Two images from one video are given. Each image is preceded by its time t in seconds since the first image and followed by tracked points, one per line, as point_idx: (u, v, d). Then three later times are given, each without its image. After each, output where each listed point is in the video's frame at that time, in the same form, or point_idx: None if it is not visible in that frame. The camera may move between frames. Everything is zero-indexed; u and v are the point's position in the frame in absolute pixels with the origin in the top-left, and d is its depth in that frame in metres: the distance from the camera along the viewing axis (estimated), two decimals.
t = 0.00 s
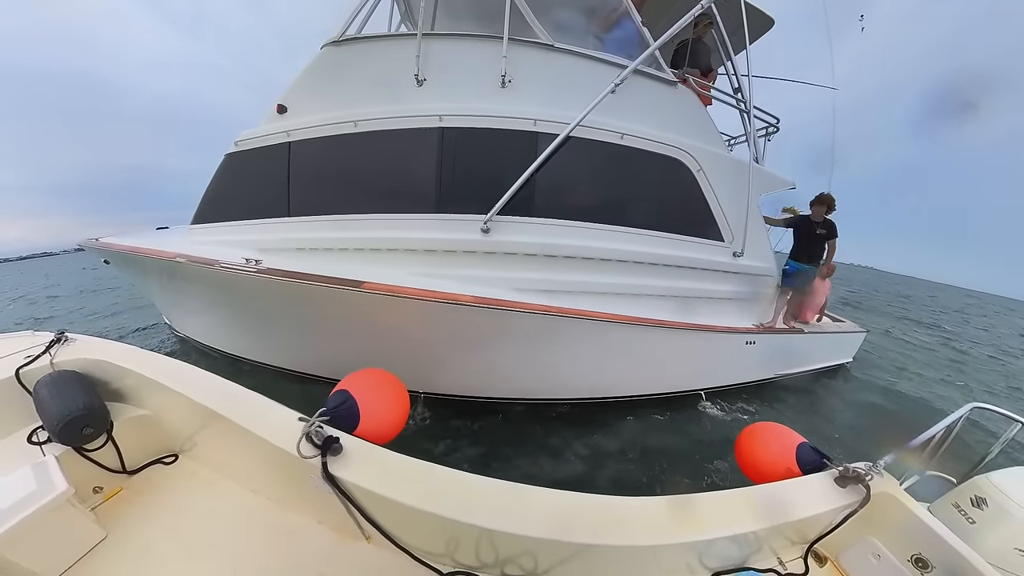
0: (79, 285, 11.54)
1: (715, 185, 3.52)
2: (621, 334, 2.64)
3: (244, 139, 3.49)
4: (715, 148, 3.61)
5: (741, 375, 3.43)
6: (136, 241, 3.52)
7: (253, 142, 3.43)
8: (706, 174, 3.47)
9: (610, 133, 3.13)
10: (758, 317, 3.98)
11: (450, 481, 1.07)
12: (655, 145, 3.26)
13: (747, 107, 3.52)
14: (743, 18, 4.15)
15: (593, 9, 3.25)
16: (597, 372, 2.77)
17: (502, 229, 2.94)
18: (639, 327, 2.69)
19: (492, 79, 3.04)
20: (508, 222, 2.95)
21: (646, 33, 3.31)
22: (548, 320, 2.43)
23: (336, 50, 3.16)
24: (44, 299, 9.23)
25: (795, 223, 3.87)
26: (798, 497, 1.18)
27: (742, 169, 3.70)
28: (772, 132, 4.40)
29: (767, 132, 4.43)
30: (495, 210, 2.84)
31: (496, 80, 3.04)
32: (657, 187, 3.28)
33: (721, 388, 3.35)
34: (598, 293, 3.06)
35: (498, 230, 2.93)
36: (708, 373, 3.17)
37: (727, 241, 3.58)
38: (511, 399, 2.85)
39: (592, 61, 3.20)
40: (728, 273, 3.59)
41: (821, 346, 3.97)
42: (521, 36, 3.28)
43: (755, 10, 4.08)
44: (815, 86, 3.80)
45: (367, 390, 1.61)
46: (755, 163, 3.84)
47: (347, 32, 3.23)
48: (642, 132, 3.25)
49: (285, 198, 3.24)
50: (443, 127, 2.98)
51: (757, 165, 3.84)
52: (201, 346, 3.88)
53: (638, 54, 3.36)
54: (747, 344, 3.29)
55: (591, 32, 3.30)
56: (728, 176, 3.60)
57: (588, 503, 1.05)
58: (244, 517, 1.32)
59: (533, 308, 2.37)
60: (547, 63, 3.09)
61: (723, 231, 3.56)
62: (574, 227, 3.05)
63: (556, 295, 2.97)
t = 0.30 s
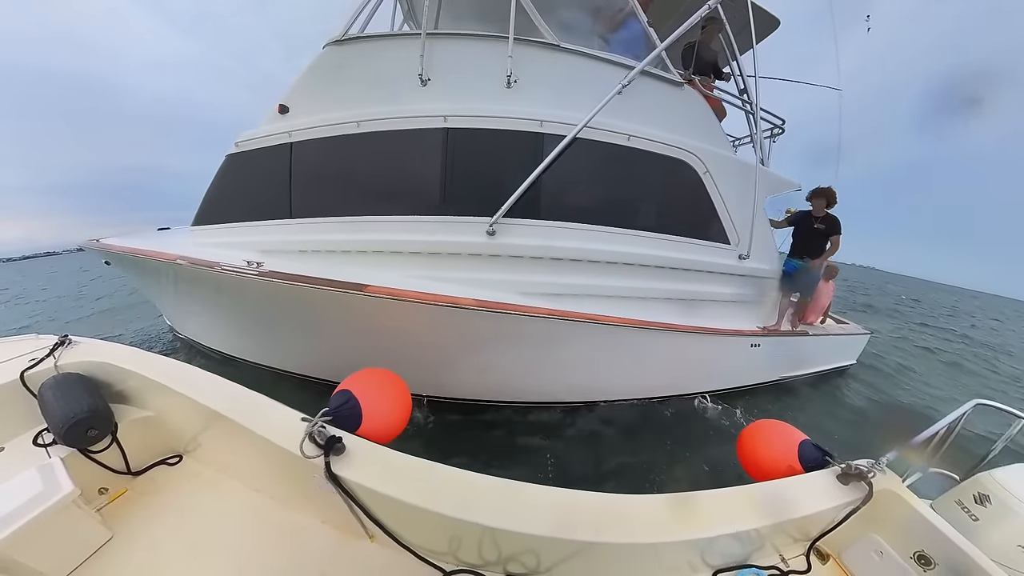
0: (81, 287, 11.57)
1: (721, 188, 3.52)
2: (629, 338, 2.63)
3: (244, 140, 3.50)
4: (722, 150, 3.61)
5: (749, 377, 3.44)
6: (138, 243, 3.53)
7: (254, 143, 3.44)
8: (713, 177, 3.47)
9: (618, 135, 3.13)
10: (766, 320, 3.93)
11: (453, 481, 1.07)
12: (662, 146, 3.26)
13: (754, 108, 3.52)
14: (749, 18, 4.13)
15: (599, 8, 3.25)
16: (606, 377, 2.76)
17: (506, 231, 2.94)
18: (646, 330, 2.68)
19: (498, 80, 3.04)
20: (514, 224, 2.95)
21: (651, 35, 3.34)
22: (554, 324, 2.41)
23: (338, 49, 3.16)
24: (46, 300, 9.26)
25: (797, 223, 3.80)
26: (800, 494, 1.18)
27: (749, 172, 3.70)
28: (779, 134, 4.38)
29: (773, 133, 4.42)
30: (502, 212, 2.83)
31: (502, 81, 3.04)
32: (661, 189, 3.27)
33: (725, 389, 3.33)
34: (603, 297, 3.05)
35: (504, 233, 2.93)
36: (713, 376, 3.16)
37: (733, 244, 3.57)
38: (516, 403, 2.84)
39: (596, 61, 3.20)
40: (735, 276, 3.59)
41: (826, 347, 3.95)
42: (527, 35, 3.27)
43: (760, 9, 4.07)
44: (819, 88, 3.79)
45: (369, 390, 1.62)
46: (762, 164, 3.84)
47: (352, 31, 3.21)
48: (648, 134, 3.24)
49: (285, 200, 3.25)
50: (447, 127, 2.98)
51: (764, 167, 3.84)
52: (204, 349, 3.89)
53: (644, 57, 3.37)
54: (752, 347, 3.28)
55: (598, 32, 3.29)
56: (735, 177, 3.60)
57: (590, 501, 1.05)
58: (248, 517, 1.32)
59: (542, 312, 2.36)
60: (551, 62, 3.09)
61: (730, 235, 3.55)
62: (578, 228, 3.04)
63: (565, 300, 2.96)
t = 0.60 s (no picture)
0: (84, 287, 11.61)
1: (730, 189, 3.51)
2: (638, 341, 2.60)
3: (243, 138, 3.50)
4: (731, 149, 3.60)
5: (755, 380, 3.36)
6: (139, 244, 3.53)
7: (253, 141, 3.44)
8: (723, 177, 3.46)
9: (627, 133, 3.12)
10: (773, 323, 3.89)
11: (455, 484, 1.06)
12: (672, 143, 3.25)
13: (763, 106, 3.50)
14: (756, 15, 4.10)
15: (605, 5, 3.30)
16: (615, 380, 2.73)
17: (512, 231, 2.92)
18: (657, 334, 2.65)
19: (504, 77, 3.03)
20: (520, 224, 2.93)
21: (660, 30, 3.19)
22: (563, 328, 2.37)
23: (338, 44, 3.17)
24: (49, 300, 9.28)
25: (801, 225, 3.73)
26: (804, 495, 1.17)
27: (759, 172, 3.70)
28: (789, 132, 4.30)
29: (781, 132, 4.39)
30: (508, 211, 2.80)
31: (508, 77, 3.03)
32: (669, 189, 3.26)
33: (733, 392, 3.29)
34: (609, 299, 3.03)
35: (510, 233, 2.91)
36: (722, 379, 3.10)
37: (742, 246, 3.57)
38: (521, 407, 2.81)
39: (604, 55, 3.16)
40: (743, 277, 3.59)
41: (834, 348, 3.90)
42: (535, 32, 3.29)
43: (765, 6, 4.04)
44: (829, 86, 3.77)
45: (371, 393, 1.62)
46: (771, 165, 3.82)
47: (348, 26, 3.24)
48: (657, 132, 3.23)
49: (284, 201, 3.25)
50: (451, 123, 2.97)
51: (773, 167, 3.84)
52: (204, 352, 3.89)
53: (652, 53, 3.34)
54: (761, 349, 3.26)
55: (606, 29, 3.37)
56: (745, 177, 3.60)
57: (593, 504, 1.04)
58: (248, 521, 1.32)
59: (552, 315, 2.34)
60: (559, 59, 3.07)
61: (739, 237, 3.55)
62: (582, 228, 3.02)
63: (572, 302, 2.94)
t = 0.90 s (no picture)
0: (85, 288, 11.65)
1: (743, 186, 3.51)
2: (647, 344, 2.56)
3: (237, 133, 3.49)
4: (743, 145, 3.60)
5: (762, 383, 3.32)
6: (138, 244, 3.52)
7: (248, 136, 3.44)
8: (736, 174, 3.46)
9: (639, 127, 3.10)
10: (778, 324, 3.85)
11: (453, 488, 1.05)
12: (684, 139, 3.24)
13: (775, 102, 3.50)
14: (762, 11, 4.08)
15: None
16: (627, 381, 2.70)
17: (517, 229, 2.90)
18: (669, 337, 2.62)
19: (510, 68, 3.01)
20: (526, 223, 2.91)
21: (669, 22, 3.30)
22: (570, 332, 2.36)
23: (336, 36, 3.17)
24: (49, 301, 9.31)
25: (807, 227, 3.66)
26: (806, 498, 1.16)
27: (771, 169, 3.70)
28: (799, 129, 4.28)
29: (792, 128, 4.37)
30: (514, 208, 2.76)
31: (514, 68, 3.01)
32: (679, 188, 3.25)
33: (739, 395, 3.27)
34: (613, 301, 3.02)
35: (516, 232, 2.89)
36: (731, 381, 3.08)
37: (753, 246, 3.58)
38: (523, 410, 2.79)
39: (607, 48, 3.15)
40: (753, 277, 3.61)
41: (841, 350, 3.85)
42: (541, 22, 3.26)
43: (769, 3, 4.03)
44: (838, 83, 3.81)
45: (371, 396, 1.61)
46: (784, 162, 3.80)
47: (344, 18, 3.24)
48: (669, 126, 3.22)
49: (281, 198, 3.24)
50: (454, 116, 2.95)
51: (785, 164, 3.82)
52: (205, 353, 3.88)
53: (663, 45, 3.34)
54: (772, 352, 3.24)
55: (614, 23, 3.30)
56: (757, 175, 3.59)
57: (593, 509, 1.03)
58: (244, 526, 1.31)
59: (561, 318, 2.32)
60: (566, 50, 3.06)
61: (751, 237, 3.55)
62: (586, 228, 3.00)
63: (578, 304, 2.93)
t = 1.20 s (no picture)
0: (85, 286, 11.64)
1: (753, 181, 3.52)
2: (652, 346, 2.56)
3: (235, 128, 3.47)
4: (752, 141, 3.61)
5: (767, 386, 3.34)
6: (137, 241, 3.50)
7: (246, 131, 3.42)
8: (747, 171, 3.48)
9: (650, 121, 3.10)
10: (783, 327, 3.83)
11: (449, 490, 1.04)
12: (694, 134, 3.24)
13: (788, 99, 3.48)
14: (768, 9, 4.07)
15: None
16: (634, 380, 2.69)
17: (522, 227, 2.89)
18: (676, 338, 2.62)
19: (515, 60, 3.00)
20: (531, 219, 2.91)
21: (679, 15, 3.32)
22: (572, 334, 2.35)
23: (336, 28, 3.16)
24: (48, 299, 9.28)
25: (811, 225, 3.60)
26: (804, 502, 1.15)
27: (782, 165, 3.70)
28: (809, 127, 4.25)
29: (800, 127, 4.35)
30: (518, 208, 2.77)
31: (520, 60, 3.00)
32: (688, 185, 3.24)
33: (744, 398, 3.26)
34: (617, 300, 3.01)
35: (520, 230, 2.88)
36: (735, 382, 3.06)
37: (764, 246, 3.60)
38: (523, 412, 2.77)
39: (611, 42, 3.14)
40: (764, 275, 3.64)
41: (844, 355, 3.83)
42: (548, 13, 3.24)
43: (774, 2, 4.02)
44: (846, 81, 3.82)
45: (367, 397, 1.59)
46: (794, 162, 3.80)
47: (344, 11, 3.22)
48: (679, 121, 3.22)
49: (280, 194, 3.22)
50: (458, 109, 2.94)
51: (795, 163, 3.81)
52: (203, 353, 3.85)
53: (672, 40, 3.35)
54: (780, 354, 3.24)
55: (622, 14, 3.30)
56: (767, 172, 3.59)
57: (591, 512, 1.02)
58: (238, 528, 1.29)
59: (566, 321, 2.31)
60: (569, 44, 3.05)
61: (762, 236, 3.56)
62: (590, 228, 2.99)
63: (582, 304, 2.94)
